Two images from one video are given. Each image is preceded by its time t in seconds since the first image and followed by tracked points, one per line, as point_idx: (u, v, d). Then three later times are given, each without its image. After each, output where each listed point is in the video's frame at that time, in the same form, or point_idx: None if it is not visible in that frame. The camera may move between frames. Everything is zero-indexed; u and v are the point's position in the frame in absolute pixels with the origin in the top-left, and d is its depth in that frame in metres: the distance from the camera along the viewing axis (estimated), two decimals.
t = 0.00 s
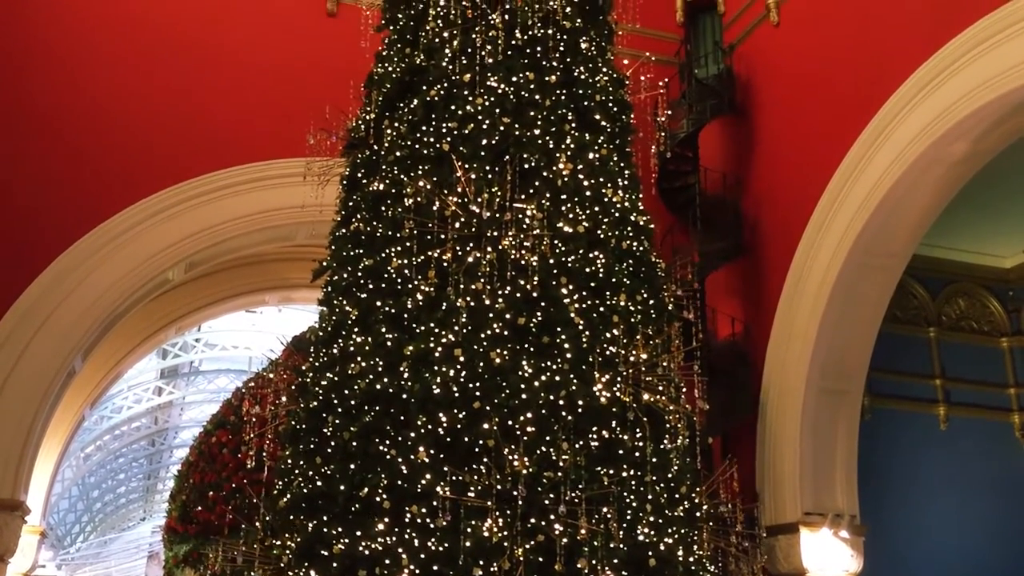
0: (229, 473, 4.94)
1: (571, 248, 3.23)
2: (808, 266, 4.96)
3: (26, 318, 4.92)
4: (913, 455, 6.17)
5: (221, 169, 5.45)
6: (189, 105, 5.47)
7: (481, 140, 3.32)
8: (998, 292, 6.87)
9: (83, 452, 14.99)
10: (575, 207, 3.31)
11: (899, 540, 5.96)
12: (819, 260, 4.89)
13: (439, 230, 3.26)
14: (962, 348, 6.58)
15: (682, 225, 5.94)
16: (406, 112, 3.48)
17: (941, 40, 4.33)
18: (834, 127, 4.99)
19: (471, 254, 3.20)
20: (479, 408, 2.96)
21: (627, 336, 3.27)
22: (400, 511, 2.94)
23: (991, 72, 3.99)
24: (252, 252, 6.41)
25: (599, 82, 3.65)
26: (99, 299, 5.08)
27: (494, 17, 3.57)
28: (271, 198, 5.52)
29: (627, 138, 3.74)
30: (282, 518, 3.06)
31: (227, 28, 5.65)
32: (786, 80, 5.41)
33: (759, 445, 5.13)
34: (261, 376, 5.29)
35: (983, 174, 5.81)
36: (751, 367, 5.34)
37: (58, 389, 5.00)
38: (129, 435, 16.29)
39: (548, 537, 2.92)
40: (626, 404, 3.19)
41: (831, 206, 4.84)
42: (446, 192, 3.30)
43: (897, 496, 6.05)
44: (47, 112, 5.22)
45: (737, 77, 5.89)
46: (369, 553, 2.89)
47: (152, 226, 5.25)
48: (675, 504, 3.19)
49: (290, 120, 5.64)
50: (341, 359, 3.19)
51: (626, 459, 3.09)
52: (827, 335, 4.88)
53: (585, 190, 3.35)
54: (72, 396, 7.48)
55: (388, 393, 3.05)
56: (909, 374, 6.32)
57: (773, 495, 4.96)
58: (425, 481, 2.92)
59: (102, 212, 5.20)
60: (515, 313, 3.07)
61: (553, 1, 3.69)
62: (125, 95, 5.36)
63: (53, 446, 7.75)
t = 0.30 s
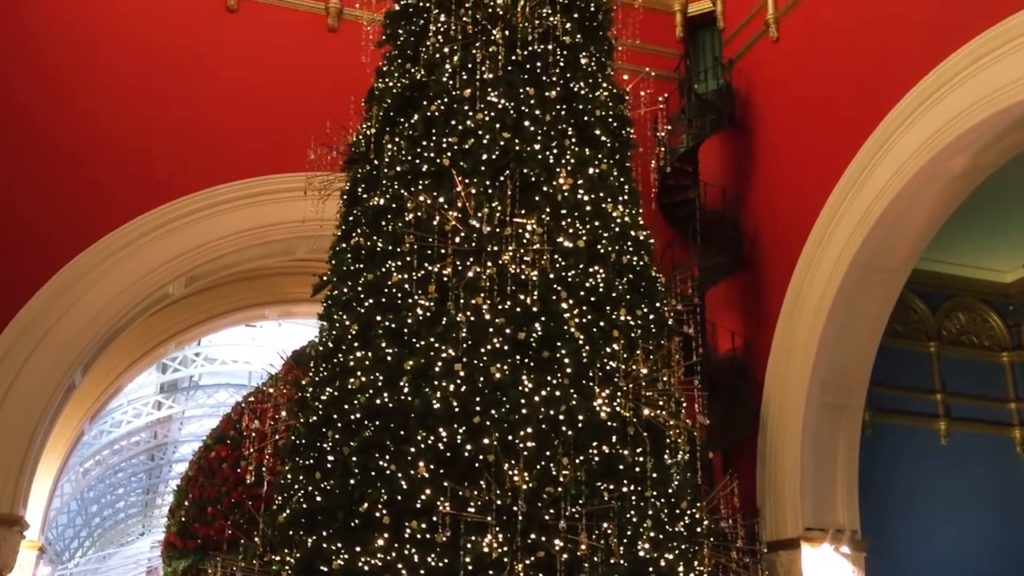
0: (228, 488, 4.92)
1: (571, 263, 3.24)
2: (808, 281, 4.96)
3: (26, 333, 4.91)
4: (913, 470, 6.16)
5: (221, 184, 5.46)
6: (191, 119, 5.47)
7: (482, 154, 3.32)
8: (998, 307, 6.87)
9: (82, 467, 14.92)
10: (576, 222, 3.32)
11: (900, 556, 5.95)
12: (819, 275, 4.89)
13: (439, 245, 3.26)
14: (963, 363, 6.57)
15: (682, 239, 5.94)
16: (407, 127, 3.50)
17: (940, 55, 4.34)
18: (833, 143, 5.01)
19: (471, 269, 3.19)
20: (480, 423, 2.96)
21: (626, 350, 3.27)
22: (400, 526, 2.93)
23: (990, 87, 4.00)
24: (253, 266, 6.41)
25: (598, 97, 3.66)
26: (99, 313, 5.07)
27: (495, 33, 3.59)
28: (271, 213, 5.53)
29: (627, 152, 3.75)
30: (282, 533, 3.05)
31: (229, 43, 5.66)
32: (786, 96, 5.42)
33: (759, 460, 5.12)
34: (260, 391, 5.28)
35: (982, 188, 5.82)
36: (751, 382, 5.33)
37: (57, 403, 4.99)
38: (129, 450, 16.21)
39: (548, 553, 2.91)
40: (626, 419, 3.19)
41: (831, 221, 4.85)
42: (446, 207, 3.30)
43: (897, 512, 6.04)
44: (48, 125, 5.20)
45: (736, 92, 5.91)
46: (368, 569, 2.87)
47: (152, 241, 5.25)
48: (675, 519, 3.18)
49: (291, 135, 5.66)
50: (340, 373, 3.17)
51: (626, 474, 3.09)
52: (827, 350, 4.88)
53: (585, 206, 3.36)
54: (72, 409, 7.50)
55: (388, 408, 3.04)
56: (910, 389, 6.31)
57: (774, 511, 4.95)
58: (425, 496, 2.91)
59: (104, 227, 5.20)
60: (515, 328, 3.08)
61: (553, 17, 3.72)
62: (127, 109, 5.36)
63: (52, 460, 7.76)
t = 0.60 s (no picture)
0: (227, 506, 4.90)
1: (570, 280, 3.24)
2: (808, 298, 4.97)
3: (25, 350, 4.90)
4: (913, 488, 6.15)
5: (220, 202, 5.47)
6: (190, 137, 5.48)
7: (481, 173, 3.34)
8: (997, 323, 6.87)
9: (80, 486, 14.84)
10: (574, 239, 3.32)
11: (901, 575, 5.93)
12: (818, 293, 4.90)
13: (438, 262, 3.27)
14: (963, 380, 6.57)
15: (682, 257, 5.95)
16: (406, 145, 3.50)
17: (937, 73, 4.36)
18: (831, 161, 5.03)
19: (470, 286, 3.19)
20: (479, 441, 2.96)
21: (626, 368, 3.26)
22: (399, 545, 2.92)
23: (989, 104, 4.02)
24: (252, 283, 6.40)
25: (597, 116, 3.68)
26: (98, 331, 5.07)
27: (493, 51, 3.60)
28: (270, 231, 5.54)
29: (625, 171, 3.77)
30: (281, 552, 3.07)
31: (229, 62, 5.68)
32: (784, 114, 5.45)
33: (759, 478, 5.11)
34: (259, 409, 5.26)
35: (980, 206, 5.84)
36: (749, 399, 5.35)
37: (56, 421, 4.99)
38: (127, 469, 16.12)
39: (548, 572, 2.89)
40: (625, 437, 3.19)
41: (830, 239, 4.86)
42: (445, 223, 3.30)
43: (898, 530, 6.03)
44: (46, 145, 5.20)
45: (733, 110, 5.94)
46: None
47: (151, 259, 5.25)
48: (675, 538, 3.17)
49: (290, 153, 5.68)
50: (340, 393, 3.18)
51: (625, 492, 3.08)
52: (827, 367, 4.88)
53: (584, 223, 3.36)
54: (70, 428, 7.48)
55: (387, 426, 3.04)
56: (910, 407, 6.30)
57: (775, 529, 4.94)
58: (423, 515, 2.91)
59: (103, 244, 5.20)
60: (514, 345, 3.08)
61: (552, 36, 3.74)
62: (127, 127, 5.37)
63: (50, 479, 7.75)
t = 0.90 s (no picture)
0: (225, 524, 4.88)
1: (570, 297, 3.23)
2: (807, 315, 4.96)
3: (23, 368, 4.89)
4: (914, 505, 6.13)
5: (219, 219, 5.47)
6: (190, 156, 5.50)
7: (480, 191, 3.36)
8: (996, 340, 6.86)
9: (78, 504, 14.76)
10: (574, 256, 3.32)
11: None
12: (818, 310, 4.89)
13: (438, 280, 3.27)
14: (963, 397, 6.56)
15: (681, 273, 5.95)
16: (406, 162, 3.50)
17: (935, 91, 4.38)
18: (830, 178, 5.04)
19: (469, 304, 3.20)
20: (479, 459, 2.96)
21: (626, 386, 3.26)
22: (398, 563, 2.91)
23: (988, 121, 4.03)
24: (251, 301, 6.40)
25: (596, 133, 3.69)
26: (97, 348, 5.07)
27: (493, 70, 3.62)
28: (268, 249, 5.54)
29: (624, 188, 3.79)
30: (278, 571, 3.03)
31: (229, 80, 5.70)
32: (783, 131, 5.47)
33: (759, 495, 5.10)
34: (258, 427, 5.24)
35: (978, 222, 5.85)
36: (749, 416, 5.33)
37: (55, 438, 4.97)
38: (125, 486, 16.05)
39: None
40: (625, 454, 3.18)
41: (829, 255, 4.87)
42: (445, 241, 3.31)
43: (898, 547, 6.01)
44: (47, 163, 5.21)
45: (732, 128, 5.96)
46: None
47: (149, 276, 5.26)
48: (674, 556, 3.16)
49: (290, 171, 5.70)
50: (340, 410, 3.17)
51: (625, 510, 3.07)
52: (827, 384, 4.87)
53: (584, 240, 3.36)
54: (69, 445, 7.46)
55: (387, 444, 3.04)
56: (910, 423, 6.29)
57: (775, 547, 4.92)
58: (422, 533, 2.90)
59: (102, 262, 5.20)
60: (513, 362, 3.07)
61: (551, 54, 3.74)
62: (128, 145, 5.38)
63: (48, 496, 7.72)
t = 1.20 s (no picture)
0: (225, 538, 4.86)
1: (570, 310, 3.24)
2: (807, 329, 4.96)
3: (24, 381, 4.88)
4: (914, 519, 6.12)
5: (217, 233, 5.48)
6: (192, 169, 5.51)
7: (481, 204, 3.36)
8: (997, 353, 6.85)
9: (77, 517, 14.69)
10: (574, 269, 3.33)
11: None
12: (818, 323, 4.89)
13: (438, 293, 3.27)
14: (964, 411, 6.55)
15: (681, 286, 5.95)
16: (406, 175, 3.51)
17: (935, 104, 4.39)
18: (830, 191, 5.05)
19: (469, 317, 3.20)
20: (479, 472, 2.95)
21: (626, 400, 3.26)
22: None
23: (986, 135, 4.04)
24: (252, 313, 6.39)
25: (596, 146, 3.69)
26: (97, 361, 5.06)
27: (493, 83, 3.63)
28: (268, 262, 5.55)
29: (625, 202, 3.79)
30: None
31: (230, 93, 5.72)
32: (783, 145, 5.48)
33: (760, 509, 5.08)
34: (259, 440, 5.23)
35: (979, 235, 5.85)
36: (750, 429, 5.32)
37: (54, 452, 4.96)
38: (124, 500, 15.97)
39: None
40: (626, 468, 3.18)
41: (829, 268, 4.87)
42: (445, 254, 3.30)
43: (898, 561, 6.00)
44: (49, 177, 5.22)
45: (732, 141, 5.97)
46: None
47: (150, 289, 5.25)
48: (675, 570, 3.14)
49: (291, 185, 5.71)
50: (340, 424, 3.17)
51: (626, 524, 3.07)
52: (827, 397, 4.86)
53: (584, 254, 3.37)
54: (69, 458, 7.45)
55: (387, 457, 3.03)
56: (911, 436, 6.27)
57: (776, 561, 4.90)
58: (422, 547, 2.88)
59: (103, 275, 5.20)
60: (514, 376, 3.07)
61: (552, 68, 3.75)
62: (129, 158, 5.40)
63: (48, 509, 7.70)
